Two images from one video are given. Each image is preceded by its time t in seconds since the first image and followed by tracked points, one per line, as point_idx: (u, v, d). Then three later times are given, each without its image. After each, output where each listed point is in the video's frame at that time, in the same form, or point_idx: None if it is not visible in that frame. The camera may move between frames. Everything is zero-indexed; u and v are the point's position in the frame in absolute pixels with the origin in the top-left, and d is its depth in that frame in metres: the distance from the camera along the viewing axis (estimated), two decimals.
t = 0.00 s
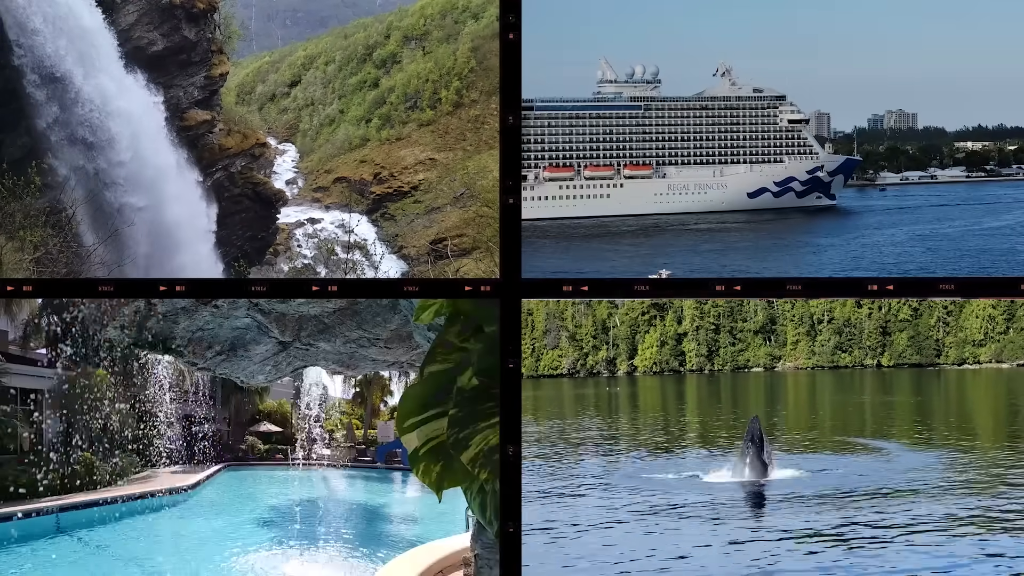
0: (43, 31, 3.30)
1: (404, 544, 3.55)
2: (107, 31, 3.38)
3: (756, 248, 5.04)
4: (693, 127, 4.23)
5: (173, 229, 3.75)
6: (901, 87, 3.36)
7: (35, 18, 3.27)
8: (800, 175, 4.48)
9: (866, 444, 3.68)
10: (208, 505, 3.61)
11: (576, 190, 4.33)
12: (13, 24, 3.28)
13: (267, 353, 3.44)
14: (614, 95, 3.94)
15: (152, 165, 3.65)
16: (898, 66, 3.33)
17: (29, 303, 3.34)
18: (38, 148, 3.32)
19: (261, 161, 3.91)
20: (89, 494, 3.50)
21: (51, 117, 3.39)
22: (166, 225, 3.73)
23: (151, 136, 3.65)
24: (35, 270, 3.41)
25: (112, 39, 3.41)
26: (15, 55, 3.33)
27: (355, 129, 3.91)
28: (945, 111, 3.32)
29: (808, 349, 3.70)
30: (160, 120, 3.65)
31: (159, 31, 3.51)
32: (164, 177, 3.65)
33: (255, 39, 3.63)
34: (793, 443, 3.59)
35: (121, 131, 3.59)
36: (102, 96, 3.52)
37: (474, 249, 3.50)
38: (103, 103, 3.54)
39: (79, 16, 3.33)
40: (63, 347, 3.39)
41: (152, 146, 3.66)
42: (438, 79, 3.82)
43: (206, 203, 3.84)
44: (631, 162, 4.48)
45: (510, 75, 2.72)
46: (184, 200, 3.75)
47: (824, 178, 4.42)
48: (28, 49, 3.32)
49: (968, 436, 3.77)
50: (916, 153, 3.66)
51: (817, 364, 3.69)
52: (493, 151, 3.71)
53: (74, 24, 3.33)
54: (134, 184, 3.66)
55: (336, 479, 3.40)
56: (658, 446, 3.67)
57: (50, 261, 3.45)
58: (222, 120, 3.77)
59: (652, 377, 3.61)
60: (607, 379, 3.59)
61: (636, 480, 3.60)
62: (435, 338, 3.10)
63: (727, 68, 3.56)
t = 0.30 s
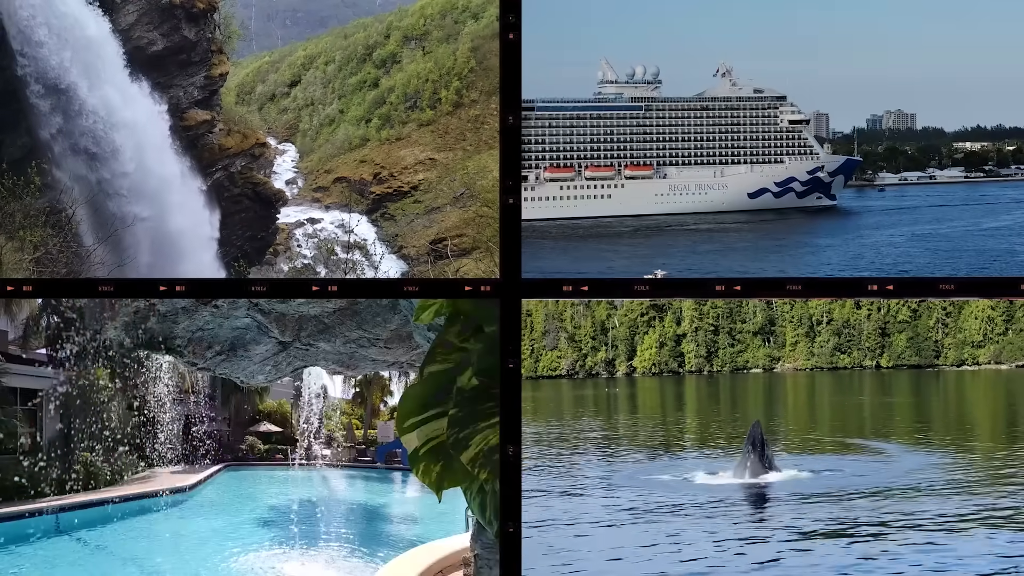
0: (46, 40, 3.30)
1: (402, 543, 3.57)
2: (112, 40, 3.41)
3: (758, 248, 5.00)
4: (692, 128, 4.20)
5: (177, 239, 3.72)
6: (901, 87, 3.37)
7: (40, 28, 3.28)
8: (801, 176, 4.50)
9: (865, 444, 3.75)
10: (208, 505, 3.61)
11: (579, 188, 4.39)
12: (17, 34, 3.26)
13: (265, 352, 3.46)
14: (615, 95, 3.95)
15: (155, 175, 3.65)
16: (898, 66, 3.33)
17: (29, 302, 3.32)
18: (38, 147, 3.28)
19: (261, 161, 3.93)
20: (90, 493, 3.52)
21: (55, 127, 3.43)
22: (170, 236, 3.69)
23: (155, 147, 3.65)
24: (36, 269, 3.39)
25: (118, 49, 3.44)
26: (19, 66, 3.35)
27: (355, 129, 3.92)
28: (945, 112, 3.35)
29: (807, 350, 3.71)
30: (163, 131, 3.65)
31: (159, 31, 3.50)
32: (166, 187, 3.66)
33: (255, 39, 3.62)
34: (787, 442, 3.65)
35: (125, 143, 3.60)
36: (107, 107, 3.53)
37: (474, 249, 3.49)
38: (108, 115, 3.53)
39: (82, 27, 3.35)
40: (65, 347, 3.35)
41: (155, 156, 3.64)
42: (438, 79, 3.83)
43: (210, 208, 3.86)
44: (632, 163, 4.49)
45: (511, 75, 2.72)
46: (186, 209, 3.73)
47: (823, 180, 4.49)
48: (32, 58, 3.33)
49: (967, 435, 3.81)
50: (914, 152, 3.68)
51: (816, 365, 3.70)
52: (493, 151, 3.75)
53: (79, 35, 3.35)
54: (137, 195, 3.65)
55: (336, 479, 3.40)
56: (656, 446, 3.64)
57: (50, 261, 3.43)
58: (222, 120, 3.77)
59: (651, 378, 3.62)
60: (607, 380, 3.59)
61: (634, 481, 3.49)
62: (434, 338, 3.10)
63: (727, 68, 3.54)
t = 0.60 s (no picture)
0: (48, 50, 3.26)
1: (402, 540, 3.55)
2: (118, 50, 3.39)
3: (755, 247, 5.03)
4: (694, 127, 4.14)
5: (181, 250, 3.66)
6: (901, 87, 3.36)
7: (44, 40, 3.21)
8: (801, 174, 4.47)
9: (864, 445, 3.64)
10: (208, 505, 3.61)
11: (580, 188, 4.36)
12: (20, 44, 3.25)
13: (263, 352, 3.42)
14: (616, 95, 3.95)
15: (159, 185, 3.67)
16: (898, 65, 3.33)
17: (29, 302, 3.33)
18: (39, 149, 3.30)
19: (261, 161, 3.95)
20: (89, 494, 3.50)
21: (58, 137, 3.40)
22: (174, 245, 3.64)
23: (160, 157, 3.66)
24: (36, 270, 3.38)
25: (124, 58, 3.42)
26: (23, 75, 3.35)
27: (354, 129, 3.93)
28: (943, 111, 3.29)
29: (806, 351, 3.69)
30: (168, 140, 3.67)
31: (159, 31, 3.48)
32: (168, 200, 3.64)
33: (255, 39, 3.63)
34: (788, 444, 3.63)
35: (131, 154, 3.58)
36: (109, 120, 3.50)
37: (474, 249, 3.49)
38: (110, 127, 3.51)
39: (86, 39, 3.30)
40: (64, 347, 3.37)
41: (159, 165, 3.67)
42: (438, 79, 3.83)
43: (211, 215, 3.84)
44: (633, 162, 4.43)
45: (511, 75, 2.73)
46: (190, 219, 3.71)
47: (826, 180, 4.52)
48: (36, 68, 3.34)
49: (965, 439, 3.77)
50: (913, 151, 3.68)
51: (815, 367, 3.67)
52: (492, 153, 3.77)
53: (86, 45, 3.31)
54: (140, 205, 3.65)
55: (336, 480, 3.44)
56: (656, 446, 3.60)
57: (50, 261, 3.42)
58: (222, 120, 3.78)
59: (651, 380, 3.60)
60: (606, 381, 3.57)
61: (634, 482, 3.51)
62: (435, 339, 3.09)
63: (728, 67, 3.64)
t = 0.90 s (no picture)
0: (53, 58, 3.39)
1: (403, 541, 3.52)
2: (123, 59, 3.53)
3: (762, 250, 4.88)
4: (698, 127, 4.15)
5: (183, 258, 3.70)
6: (901, 88, 3.38)
7: (49, 51, 3.36)
8: (802, 174, 4.47)
9: (864, 446, 3.61)
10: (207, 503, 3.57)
11: (580, 188, 4.31)
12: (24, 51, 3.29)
13: (269, 346, 3.57)
14: (618, 94, 3.86)
15: (164, 196, 3.66)
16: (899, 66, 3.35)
17: (29, 302, 3.32)
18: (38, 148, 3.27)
19: (260, 161, 3.86)
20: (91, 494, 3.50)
21: (61, 148, 3.44)
22: (177, 253, 3.66)
23: (164, 168, 3.69)
24: (35, 270, 3.38)
25: (129, 70, 3.60)
26: (26, 87, 3.40)
27: (354, 129, 3.90)
28: (946, 110, 3.36)
29: (805, 352, 3.75)
30: (173, 151, 3.71)
31: (158, 31, 3.55)
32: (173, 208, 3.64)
33: (255, 39, 3.66)
34: (787, 444, 3.57)
35: (134, 165, 3.66)
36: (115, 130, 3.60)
37: (474, 249, 3.52)
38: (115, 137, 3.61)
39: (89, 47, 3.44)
40: (65, 348, 3.36)
41: (163, 175, 3.68)
42: (438, 79, 3.83)
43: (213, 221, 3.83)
44: (635, 161, 4.43)
45: (512, 75, 2.75)
46: (193, 227, 3.73)
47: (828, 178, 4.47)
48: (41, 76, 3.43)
49: (966, 442, 3.67)
50: (912, 150, 3.70)
51: (815, 368, 3.75)
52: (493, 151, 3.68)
53: (92, 56, 3.47)
54: (144, 215, 3.59)
55: (335, 481, 3.42)
56: (655, 448, 3.56)
57: (50, 261, 3.41)
58: (222, 120, 3.74)
59: (650, 381, 3.64)
60: (606, 382, 3.57)
61: (634, 483, 3.47)
62: (434, 338, 3.11)
63: (729, 68, 3.53)
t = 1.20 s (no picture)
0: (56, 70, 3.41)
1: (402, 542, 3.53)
2: (129, 69, 3.54)
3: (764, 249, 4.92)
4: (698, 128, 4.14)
5: (184, 266, 3.72)
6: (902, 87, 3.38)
7: (54, 63, 3.37)
8: (804, 174, 4.45)
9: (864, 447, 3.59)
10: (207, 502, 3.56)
11: (579, 186, 4.26)
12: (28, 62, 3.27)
13: (269, 347, 3.52)
14: (618, 95, 3.87)
15: (168, 206, 3.62)
16: (899, 67, 3.35)
17: (29, 302, 3.30)
18: (37, 148, 3.24)
19: (260, 161, 3.89)
20: (91, 495, 3.47)
21: (64, 157, 3.40)
22: (178, 261, 3.67)
23: (168, 177, 3.69)
24: (35, 269, 3.34)
25: (134, 78, 3.57)
26: (31, 97, 3.34)
27: (353, 129, 3.92)
28: (944, 110, 3.38)
29: (805, 353, 3.74)
30: (177, 159, 3.71)
31: (158, 31, 3.51)
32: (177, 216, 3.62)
33: (256, 39, 3.66)
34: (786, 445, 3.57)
35: (139, 176, 3.63)
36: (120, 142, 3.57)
37: (473, 249, 3.50)
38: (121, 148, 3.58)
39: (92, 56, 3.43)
40: (64, 347, 3.38)
41: (167, 184, 3.68)
42: (438, 80, 3.83)
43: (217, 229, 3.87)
44: (636, 161, 4.45)
45: (513, 75, 2.77)
46: (196, 237, 3.75)
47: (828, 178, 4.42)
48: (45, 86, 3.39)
49: (966, 441, 3.67)
50: (911, 150, 3.72)
51: (815, 369, 3.73)
52: (493, 152, 3.71)
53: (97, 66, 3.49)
54: (147, 224, 3.58)
55: (334, 481, 3.42)
56: (656, 447, 3.60)
57: (49, 262, 3.36)
58: (222, 120, 3.74)
59: (649, 381, 3.64)
60: (605, 382, 3.58)
61: (634, 485, 3.47)
62: (435, 338, 3.11)
63: (730, 68, 3.54)
